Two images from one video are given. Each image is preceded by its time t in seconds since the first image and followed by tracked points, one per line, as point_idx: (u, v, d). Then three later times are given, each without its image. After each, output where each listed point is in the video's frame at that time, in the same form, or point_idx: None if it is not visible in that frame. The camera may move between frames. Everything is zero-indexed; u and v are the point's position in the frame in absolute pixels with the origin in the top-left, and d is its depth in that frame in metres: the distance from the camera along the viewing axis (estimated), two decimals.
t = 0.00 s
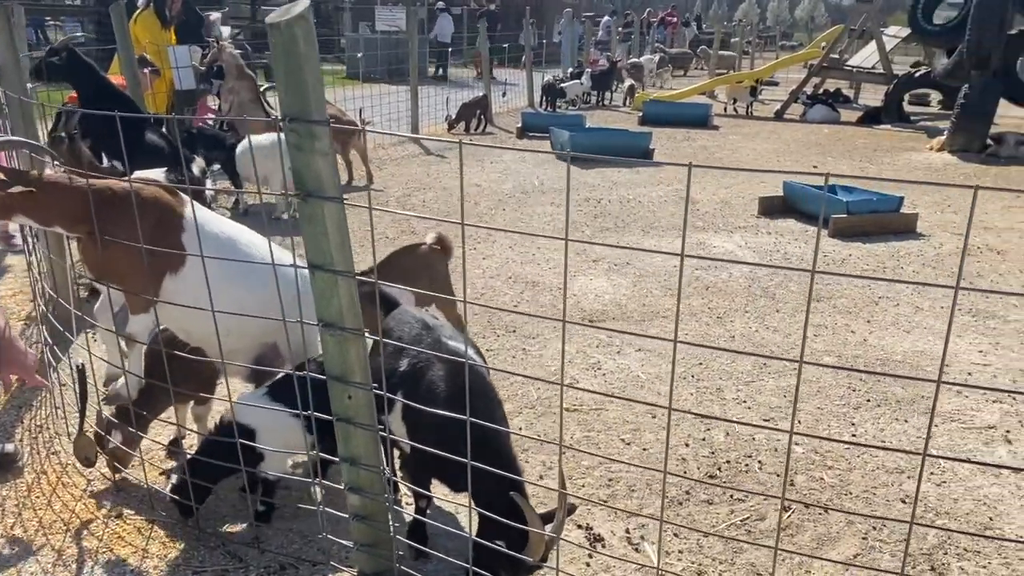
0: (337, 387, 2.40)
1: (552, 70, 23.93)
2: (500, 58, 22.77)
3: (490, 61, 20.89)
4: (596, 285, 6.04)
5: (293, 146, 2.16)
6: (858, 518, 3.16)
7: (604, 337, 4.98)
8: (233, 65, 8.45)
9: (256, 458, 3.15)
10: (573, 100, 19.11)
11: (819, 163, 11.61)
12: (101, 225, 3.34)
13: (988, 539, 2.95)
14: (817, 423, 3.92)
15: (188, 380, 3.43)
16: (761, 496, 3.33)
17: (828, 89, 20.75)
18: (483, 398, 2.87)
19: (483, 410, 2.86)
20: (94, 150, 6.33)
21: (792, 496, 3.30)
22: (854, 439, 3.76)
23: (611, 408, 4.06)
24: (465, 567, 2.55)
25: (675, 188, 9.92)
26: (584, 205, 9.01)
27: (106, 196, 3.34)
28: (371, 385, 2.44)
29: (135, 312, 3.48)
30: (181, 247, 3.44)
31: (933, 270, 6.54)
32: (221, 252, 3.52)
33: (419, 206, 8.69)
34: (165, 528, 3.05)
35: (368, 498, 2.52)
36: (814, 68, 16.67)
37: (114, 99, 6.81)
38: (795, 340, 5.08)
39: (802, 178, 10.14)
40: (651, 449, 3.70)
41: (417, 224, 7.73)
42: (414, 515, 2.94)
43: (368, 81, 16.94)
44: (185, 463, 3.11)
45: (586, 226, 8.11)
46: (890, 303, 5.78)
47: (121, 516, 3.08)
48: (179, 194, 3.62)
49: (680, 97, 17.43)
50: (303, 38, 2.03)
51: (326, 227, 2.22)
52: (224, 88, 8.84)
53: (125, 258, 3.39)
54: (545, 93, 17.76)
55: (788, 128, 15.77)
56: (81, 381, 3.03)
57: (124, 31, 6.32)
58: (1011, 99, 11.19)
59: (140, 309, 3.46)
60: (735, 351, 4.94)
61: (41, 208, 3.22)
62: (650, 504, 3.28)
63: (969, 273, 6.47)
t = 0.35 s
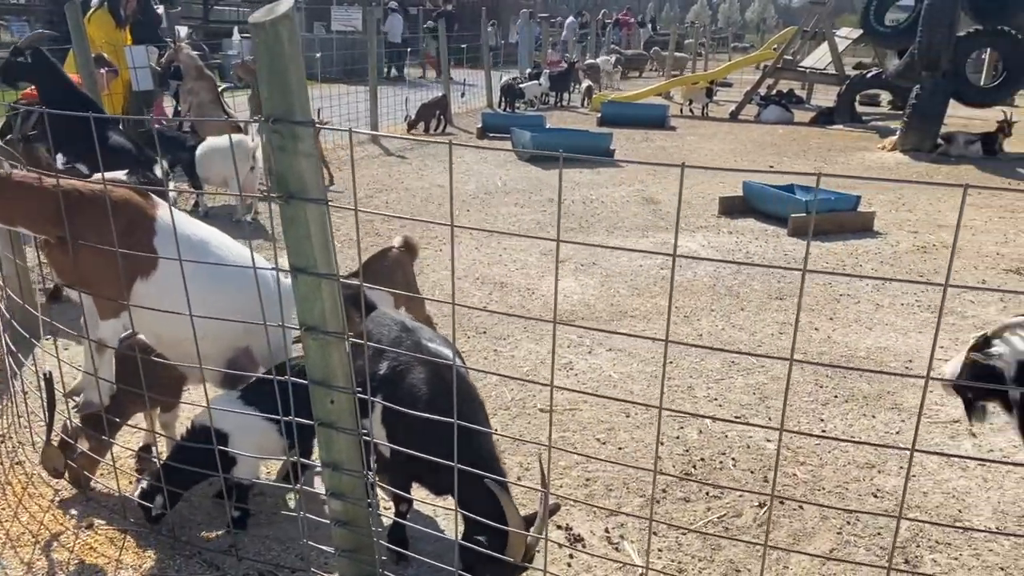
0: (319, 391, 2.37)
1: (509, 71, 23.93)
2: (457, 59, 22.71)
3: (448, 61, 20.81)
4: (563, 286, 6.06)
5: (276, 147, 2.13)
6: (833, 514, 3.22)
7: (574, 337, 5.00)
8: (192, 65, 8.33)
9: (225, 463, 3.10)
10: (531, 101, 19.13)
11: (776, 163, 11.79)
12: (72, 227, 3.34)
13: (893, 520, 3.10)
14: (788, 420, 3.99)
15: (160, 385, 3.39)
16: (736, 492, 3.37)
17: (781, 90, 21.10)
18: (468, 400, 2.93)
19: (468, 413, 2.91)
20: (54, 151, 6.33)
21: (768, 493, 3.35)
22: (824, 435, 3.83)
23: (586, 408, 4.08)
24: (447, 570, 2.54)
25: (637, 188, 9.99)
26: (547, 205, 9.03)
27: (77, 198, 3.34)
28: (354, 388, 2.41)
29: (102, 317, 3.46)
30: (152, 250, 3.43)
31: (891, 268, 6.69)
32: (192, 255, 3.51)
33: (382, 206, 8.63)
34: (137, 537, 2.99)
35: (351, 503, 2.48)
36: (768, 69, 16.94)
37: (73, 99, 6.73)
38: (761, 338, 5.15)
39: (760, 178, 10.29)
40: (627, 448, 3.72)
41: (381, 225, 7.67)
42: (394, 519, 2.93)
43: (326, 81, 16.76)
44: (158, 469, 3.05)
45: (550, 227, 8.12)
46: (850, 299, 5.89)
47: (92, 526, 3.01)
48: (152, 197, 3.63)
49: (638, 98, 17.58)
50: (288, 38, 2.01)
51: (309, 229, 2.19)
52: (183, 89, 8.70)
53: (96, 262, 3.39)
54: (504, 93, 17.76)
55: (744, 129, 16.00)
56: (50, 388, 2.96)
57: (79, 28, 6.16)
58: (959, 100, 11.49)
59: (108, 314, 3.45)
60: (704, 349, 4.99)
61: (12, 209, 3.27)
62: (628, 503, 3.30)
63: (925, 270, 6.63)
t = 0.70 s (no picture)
0: (290, 392, 2.34)
1: (470, 71, 23.87)
2: (418, 59, 22.59)
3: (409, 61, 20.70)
4: (529, 286, 6.06)
5: (246, 145, 2.10)
6: (801, 510, 3.27)
7: (543, 337, 5.01)
8: (150, 65, 8.19)
9: (190, 466, 3.05)
10: (493, 101, 19.12)
11: (736, 164, 11.94)
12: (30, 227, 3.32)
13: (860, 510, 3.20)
14: (755, 417, 4.05)
15: (125, 388, 3.35)
16: (707, 489, 3.40)
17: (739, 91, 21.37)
18: (443, 401, 2.96)
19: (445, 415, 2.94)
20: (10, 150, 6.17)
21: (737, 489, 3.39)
22: (791, 430, 3.90)
23: (556, 408, 4.09)
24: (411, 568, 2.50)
25: (600, 189, 10.05)
26: (511, 206, 9.03)
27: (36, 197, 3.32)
28: (326, 388, 2.38)
29: (65, 318, 3.43)
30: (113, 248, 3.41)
31: (850, 267, 6.82)
32: (153, 254, 3.51)
33: (346, 207, 8.56)
34: (104, 543, 2.96)
35: (324, 504, 2.45)
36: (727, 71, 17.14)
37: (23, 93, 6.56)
38: (727, 336, 5.21)
39: (721, 178, 10.41)
40: (598, 447, 3.74)
41: (345, 225, 7.60)
42: (366, 520, 2.92)
43: (284, 81, 16.54)
44: (123, 474, 3.02)
45: (515, 227, 8.12)
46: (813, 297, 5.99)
47: (57, 533, 2.99)
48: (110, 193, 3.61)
49: (599, 99, 17.67)
50: (256, 36, 1.97)
51: (279, 229, 2.15)
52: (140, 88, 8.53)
53: (55, 261, 3.37)
54: (465, 93, 17.72)
55: (704, 130, 16.17)
56: (12, 394, 2.92)
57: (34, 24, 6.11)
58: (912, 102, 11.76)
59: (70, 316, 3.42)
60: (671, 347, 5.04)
61: None
62: (601, 501, 3.31)
63: (883, 269, 6.77)
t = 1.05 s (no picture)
0: (268, 392, 2.31)
1: (446, 71, 23.80)
2: (394, 58, 22.48)
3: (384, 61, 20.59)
4: (506, 287, 6.06)
5: (223, 144, 2.07)
6: (776, 508, 3.31)
7: (521, 337, 5.01)
8: (125, 64, 8.13)
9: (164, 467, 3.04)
10: (468, 100, 19.09)
11: (711, 165, 12.02)
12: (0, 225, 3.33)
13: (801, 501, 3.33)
14: (732, 417, 4.08)
15: (99, 389, 3.34)
16: (684, 488, 3.43)
17: (714, 92, 21.51)
18: (423, 402, 2.96)
19: (425, 415, 2.93)
20: None
21: (714, 488, 3.42)
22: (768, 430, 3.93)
23: (535, 407, 4.09)
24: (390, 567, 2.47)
25: (576, 189, 10.06)
26: (488, 206, 9.01)
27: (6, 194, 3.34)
28: (304, 388, 2.36)
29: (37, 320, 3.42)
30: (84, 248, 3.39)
31: (824, 267, 6.90)
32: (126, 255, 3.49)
33: (322, 206, 8.50)
34: (78, 546, 2.95)
35: (302, 505, 2.43)
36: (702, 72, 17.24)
37: None
38: (704, 337, 5.24)
39: (696, 179, 10.47)
40: (577, 446, 3.75)
41: (321, 225, 7.55)
42: (345, 522, 2.90)
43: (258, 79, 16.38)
44: (97, 475, 3.01)
45: (492, 227, 8.11)
46: (788, 297, 6.04)
47: (30, 536, 2.98)
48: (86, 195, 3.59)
49: (574, 100, 17.71)
50: (233, 34, 1.95)
51: (256, 228, 2.13)
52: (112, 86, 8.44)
53: (24, 259, 3.36)
54: (441, 93, 17.67)
55: (679, 131, 16.27)
56: None
57: None
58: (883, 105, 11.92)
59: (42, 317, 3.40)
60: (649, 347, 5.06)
61: None
62: (580, 500, 3.32)
63: (856, 270, 6.85)
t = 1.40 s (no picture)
0: (258, 392, 2.31)
1: (435, 71, 23.80)
2: (383, 58, 22.46)
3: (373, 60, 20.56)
4: (496, 288, 6.06)
5: (214, 144, 2.07)
6: (763, 509, 3.34)
7: (510, 338, 5.02)
8: (113, 63, 8.10)
9: (150, 466, 3.03)
10: (457, 101, 19.08)
11: (700, 167, 12.07)
12: None
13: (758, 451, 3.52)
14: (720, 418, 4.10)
15: (87, 387, 3.33)
16: (672, 489, 3.44)
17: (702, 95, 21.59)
18: (414, 404, 2.96)
19: (414, 416, 2.93)
20: None
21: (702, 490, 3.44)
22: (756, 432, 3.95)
23: (524, 408, 4.11)
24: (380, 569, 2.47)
25: (565, 190, 10.08)
26: (477, 206, 9.01)
27: None
28: (294, 388, 2.35)
29: (26, 318, 3.42)
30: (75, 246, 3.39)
31: (811, 270, 6.94)
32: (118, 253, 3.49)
33: (310, 205, 8.47)
34: (64, 545, 2.95)
35: (291, 505, 2.42)
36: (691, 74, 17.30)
37: None
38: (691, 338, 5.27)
39: (685, 181, 10.51)
40: (565, 446, 3.76)
41: (310, 224, 7.53)
42: (334, 523, 2.90)
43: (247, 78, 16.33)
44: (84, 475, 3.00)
45: (480, 228, 8.11)
46: (775, 299, 6.07)
47: (16, 535, 2.98)
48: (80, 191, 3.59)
49: (563, 101, 17.73)
50: (225, 33, 1.95)
51: (247, 228, 2.13)
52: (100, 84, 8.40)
53: (14, 257, 3.35)
54: (430, 93, 17.65)
55: (667, 133, 16.32)
56: None
57: None
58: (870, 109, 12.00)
59: (32, 316, 3.41)
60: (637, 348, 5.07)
61: None
62: (568, 501, 3.33)
63: (843, 273, 6.90)
